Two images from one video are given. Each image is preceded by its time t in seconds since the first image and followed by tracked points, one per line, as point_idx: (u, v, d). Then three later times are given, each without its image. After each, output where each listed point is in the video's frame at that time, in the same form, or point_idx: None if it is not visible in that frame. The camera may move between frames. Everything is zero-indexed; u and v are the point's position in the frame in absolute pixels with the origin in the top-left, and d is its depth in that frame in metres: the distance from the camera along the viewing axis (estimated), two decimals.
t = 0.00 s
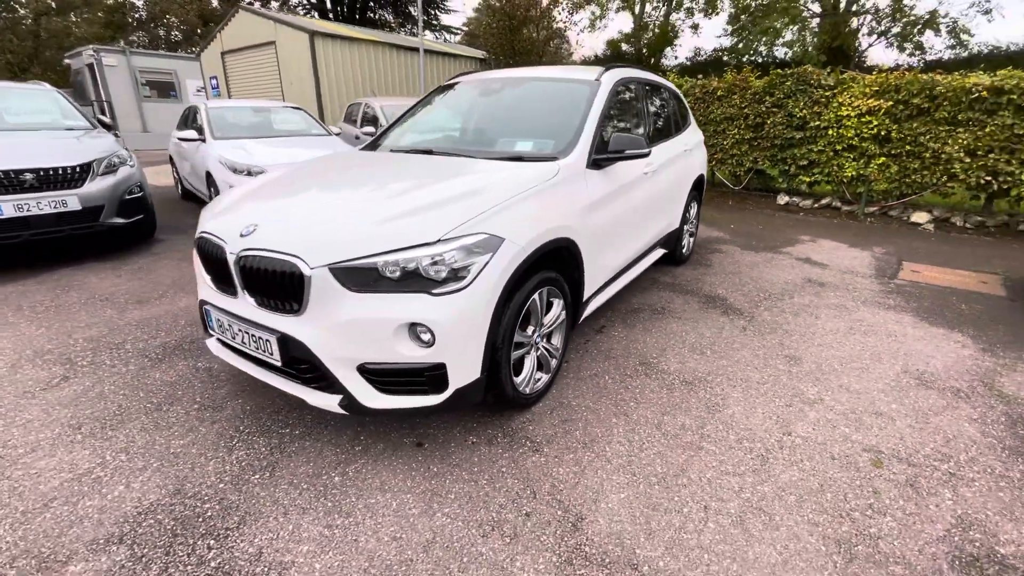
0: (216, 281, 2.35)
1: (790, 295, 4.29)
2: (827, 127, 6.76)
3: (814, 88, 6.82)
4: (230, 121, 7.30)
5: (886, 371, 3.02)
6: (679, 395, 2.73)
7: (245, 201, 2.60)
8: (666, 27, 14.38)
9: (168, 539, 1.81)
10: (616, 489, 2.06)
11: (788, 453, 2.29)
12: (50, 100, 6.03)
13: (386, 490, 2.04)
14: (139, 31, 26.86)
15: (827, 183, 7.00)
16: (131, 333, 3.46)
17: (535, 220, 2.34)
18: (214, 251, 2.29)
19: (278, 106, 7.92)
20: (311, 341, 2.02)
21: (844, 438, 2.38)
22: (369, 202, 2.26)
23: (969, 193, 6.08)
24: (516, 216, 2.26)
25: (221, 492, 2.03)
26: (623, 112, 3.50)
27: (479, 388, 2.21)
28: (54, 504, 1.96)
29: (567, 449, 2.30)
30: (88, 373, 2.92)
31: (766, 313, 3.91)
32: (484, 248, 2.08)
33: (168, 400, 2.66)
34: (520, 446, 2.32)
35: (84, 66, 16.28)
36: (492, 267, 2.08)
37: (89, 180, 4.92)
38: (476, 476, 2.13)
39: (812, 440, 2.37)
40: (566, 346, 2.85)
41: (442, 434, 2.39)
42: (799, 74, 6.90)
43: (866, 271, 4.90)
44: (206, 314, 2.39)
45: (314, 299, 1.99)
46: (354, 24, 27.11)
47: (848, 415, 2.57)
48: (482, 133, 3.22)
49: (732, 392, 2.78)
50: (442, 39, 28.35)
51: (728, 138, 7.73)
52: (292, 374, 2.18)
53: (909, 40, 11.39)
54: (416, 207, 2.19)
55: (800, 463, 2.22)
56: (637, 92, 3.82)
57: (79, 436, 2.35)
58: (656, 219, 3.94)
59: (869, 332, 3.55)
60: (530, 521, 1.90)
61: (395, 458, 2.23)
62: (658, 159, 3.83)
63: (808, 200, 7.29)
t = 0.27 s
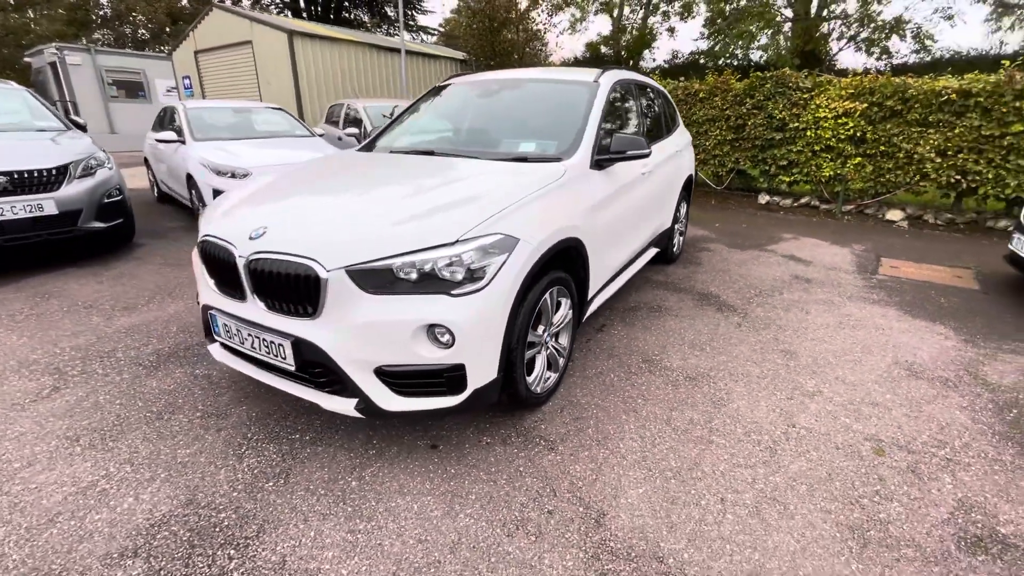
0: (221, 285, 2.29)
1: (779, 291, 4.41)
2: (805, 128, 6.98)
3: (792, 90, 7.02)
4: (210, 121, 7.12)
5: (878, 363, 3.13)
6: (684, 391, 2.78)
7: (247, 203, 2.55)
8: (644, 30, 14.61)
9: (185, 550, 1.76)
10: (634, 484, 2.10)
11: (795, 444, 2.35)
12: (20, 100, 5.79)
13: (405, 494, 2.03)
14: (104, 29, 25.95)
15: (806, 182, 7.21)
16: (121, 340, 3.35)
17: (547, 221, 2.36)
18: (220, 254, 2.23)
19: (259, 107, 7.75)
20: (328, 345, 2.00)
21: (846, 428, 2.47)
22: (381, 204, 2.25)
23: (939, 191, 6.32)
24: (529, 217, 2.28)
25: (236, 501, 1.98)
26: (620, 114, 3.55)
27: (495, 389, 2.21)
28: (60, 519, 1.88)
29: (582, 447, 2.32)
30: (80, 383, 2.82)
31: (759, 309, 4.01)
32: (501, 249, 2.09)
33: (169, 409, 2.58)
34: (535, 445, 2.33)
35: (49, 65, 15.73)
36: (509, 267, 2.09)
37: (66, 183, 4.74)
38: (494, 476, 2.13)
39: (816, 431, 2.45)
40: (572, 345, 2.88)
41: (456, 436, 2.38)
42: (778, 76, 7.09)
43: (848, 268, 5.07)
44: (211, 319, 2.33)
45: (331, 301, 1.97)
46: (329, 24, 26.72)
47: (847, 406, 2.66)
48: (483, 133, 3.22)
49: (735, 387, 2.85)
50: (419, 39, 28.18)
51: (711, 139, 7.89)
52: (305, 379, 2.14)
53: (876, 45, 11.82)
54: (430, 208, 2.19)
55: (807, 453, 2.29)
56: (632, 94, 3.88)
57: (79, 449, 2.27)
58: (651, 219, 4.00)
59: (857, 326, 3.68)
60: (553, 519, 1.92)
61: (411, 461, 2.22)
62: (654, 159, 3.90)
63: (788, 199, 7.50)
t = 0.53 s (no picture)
0: (231, 284, 2.26)
1: (767, 286, 4.56)
2: (782, 129, 7.22)
3: (771, 92, 7.24)
4: (188, 121, 6.93)
5: (866, 353, 3.28)
6: (688, 383, 2.86)
7: (253, 201, 2.51)
8: (622, 33, 14.82)
9: (210, 553, 1.74)
10: (651, 473, 2.15)
11: (798, 430, 2.45)
12: None
13: (428, 489, 2.04)
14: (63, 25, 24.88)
15: (784, 181, 7.44)
16: (113, 345, 3.25)
17: (558, 218, 2.41)
18: (231, 253, 2.20)
19: (239, 106, 7.58)
20: (348, 342, 1.99)
21: (844, 414, 2.58)
22: (396, 201, 2.25)
23: (909, 189, 6.60)
24: (542, 214, 2.31)
25: (256, 502, 1.96)
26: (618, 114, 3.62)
27: (513, 383, 2.24)
28: (73, 527, 1.83)
29: (596, 439, 2.37)
30: (75, 389, 2.73)
31: (749, 303, 4.14)
32: (519, 245, 2.12)
33: (173, 413, 2.53)
34: (550, 438, 2.37)
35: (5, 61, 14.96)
36: (527, 263, 2.12)
37: (42, 183, 4.55)
38: (513, 469, 2.16)
39: (817, 418, 2.55)
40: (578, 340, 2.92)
41: (471, 431, 2.40)
42: (757, 78, 7.31)
43: (829, 262, 5.27)
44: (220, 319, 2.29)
45: (351, 298, 1.97)
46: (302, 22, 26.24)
47: (842, 394, 2.78)
48: (484, 132, 3.24)
49: (736, 377, 2.94)
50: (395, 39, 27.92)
51: (692, 139, 8.07)
52: (322, 378, 2.13)
53: (844, 49, 12.24)
54: (445, 205, 2.20)
55: (811, 439, 2.39)
56: (628, 95, 3.95)
57: (84, 455, 2.20)
58: (646, 217, 4.09)
59: (844, 318, 3.84)
60: (576, 508, 1.96)
61: (429, 457, 2.22)
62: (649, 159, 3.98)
63: (767, 197, 7.73)
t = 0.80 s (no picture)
0: (251, 285, 2.26)
1: (754, 281, 4.74)
2: (761, 130, 7.48)
3: (750, 94, 7.49)
4: (169, 120, 6.78)
5: (852, 343, 3.46)
6: (691, 375, 2.98)
7: (266, 202, 2.51)
8: (600, 34, 15.01)
9: (248, 550, 1.76)
10: (666, 460, 2.25)
11: (798, 417, 2.59)
12: None
13: (454, 482, 2.09)
14: (18, 19, 23.73)
15: (763, 180, 7.70)
16: (112, 349, 3.19)
17: (571, 217, 2.49)
18: (251, 254, 2.21)
19: (221, 106, 7.45)
20: (375, 340, 2.03)
21: (839, 401, 2.74)
22: (415, 201, 2.29)
23: (881, 187, 6.91)
24: (556, 213, 2.39)
25: (286, 500, 1.98)
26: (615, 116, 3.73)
27: (532, 378, 2.31)
28: (104, 531, 1.83)
29: (610, 430, 2.46)
30: (81, 395, 2.68)
31: (739, 298, 4.31)
32: (538, 244, 2.19)
33: (187, 416, 2.52)
34: (566, 430, 2.45)
35: None
36: (545, 261, 2.20)
37: (24, 185, 4.40)
38: (534, 460, 2.24)
39: (814, 405, 2.70)
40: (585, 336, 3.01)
41: (489, 426, 2.46)
42: (736, 81, 7.55)
43: (810, 258, 5.50)
44: (239, 321, 2.30)
45: (379, 297, 2.01)
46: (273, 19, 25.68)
47: (835, 381, 2.94)
48: (487, 133, 3.30)
49: (735, 369, 3.07)
50: (370, 38, 27.59)
51: (674, 140, 8.27)
52: (347, 376, 2.16)
53: (813, 53, 12.68)
54: (464, 205, 2.26)
55: (810, 424, 2.53)
56: (623, 97, 4.06)
57: (102, 460, 2.18)
58: (640, 216, 4.20)
59: (829, 311, 4.03)
60: (599, 495, 2.04)
61: (451, 452, 2.28)
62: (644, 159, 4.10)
63: (746, 196, 7.98)
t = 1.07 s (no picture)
0: (261, 287, 2.25)
1: (740, 276, 4.89)
2: (739, 130, 7.69)
3: (728, 95, 7.69)
4: (146, 120, 6.58)
5: (838, 333, 3.62)
6: (691, 368, 3.07)
7: (272, 202, 2.49)
8: (578, 35, 15.15)
9: (274, 552, 1.76)
10: (676, 449, 2.33)
11: (796, 405, 2.70)
12: None
13: (473, 477, 2.12)
14: None
15: (741, 179, 7.92)
16: (104, 355, 3.10)
17: (577, 216, 2.55)
18: (262, 255, 2.19)
19: (199, 105, 7.27)
20: (393, 339, 2.04)
21: (832, 388, 2.87)
22: (426, 201, 2.31)
23: (853, 185, 7.20)
24: (564, 212, 2.44)
25: (307, 501, 1.98)
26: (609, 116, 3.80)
27: (545, 373, 2.36)
28: (122, 538, 1.80)
29: (619, 422, 2.53)
30: (78, 402, 2.61)
31: (728, 293, 4.44)
32: (550, 241, 2.24)
33: (193, 421, 2.47)
34: (577, 424, 2.50)
35: None
36: (557, 258, 2.25)
37: None
38: (549, 454, 2.28)
39: (809, 393, 2.82)
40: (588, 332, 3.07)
41: (501, 422, 2.49)
42: (715, 82, 7.74)
43: (791, 253, 5.70)
44: (250, 323, 2.28)
45: (398, 295, 2.02)
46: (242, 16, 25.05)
47: (826, 370, 3.08)
48: (487, 133, 3.33)
49: (732, 361, 3.18)
50: (343, 36, 27.19)
51: (656, 140, 8.43)
52: (364, 376, 2.17)
53: (784, 55, 13.07)
54: (476, 205, 2.29)
55: (808, 411, 2.65)
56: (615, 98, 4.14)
57: (110, 468, 2.13)
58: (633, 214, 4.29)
59: (813, 303, 4.20)
60: (616, 485, 2.10)
61: (466, 448, 2.30)
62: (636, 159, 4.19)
63: (726, 194, 8.19)
